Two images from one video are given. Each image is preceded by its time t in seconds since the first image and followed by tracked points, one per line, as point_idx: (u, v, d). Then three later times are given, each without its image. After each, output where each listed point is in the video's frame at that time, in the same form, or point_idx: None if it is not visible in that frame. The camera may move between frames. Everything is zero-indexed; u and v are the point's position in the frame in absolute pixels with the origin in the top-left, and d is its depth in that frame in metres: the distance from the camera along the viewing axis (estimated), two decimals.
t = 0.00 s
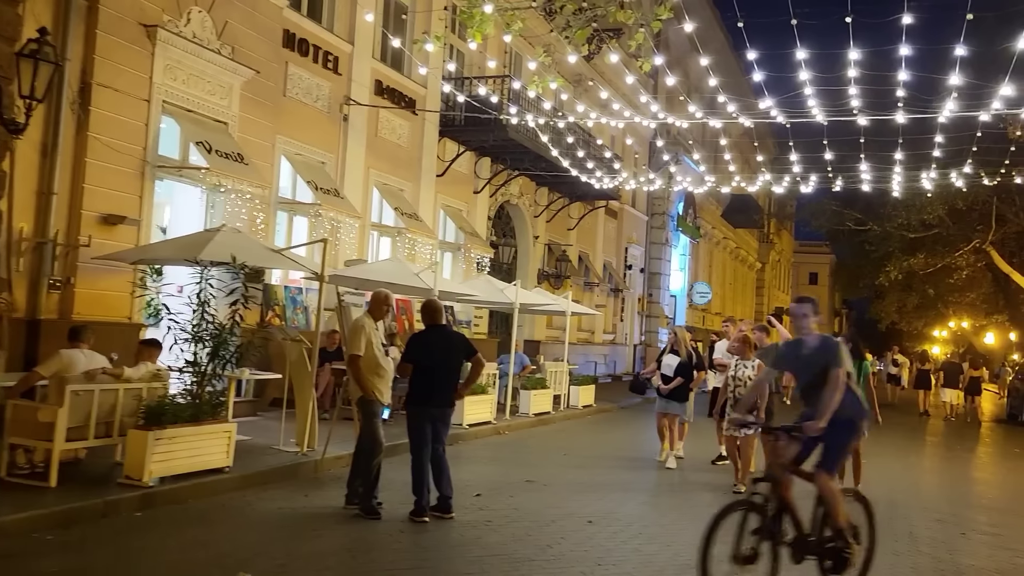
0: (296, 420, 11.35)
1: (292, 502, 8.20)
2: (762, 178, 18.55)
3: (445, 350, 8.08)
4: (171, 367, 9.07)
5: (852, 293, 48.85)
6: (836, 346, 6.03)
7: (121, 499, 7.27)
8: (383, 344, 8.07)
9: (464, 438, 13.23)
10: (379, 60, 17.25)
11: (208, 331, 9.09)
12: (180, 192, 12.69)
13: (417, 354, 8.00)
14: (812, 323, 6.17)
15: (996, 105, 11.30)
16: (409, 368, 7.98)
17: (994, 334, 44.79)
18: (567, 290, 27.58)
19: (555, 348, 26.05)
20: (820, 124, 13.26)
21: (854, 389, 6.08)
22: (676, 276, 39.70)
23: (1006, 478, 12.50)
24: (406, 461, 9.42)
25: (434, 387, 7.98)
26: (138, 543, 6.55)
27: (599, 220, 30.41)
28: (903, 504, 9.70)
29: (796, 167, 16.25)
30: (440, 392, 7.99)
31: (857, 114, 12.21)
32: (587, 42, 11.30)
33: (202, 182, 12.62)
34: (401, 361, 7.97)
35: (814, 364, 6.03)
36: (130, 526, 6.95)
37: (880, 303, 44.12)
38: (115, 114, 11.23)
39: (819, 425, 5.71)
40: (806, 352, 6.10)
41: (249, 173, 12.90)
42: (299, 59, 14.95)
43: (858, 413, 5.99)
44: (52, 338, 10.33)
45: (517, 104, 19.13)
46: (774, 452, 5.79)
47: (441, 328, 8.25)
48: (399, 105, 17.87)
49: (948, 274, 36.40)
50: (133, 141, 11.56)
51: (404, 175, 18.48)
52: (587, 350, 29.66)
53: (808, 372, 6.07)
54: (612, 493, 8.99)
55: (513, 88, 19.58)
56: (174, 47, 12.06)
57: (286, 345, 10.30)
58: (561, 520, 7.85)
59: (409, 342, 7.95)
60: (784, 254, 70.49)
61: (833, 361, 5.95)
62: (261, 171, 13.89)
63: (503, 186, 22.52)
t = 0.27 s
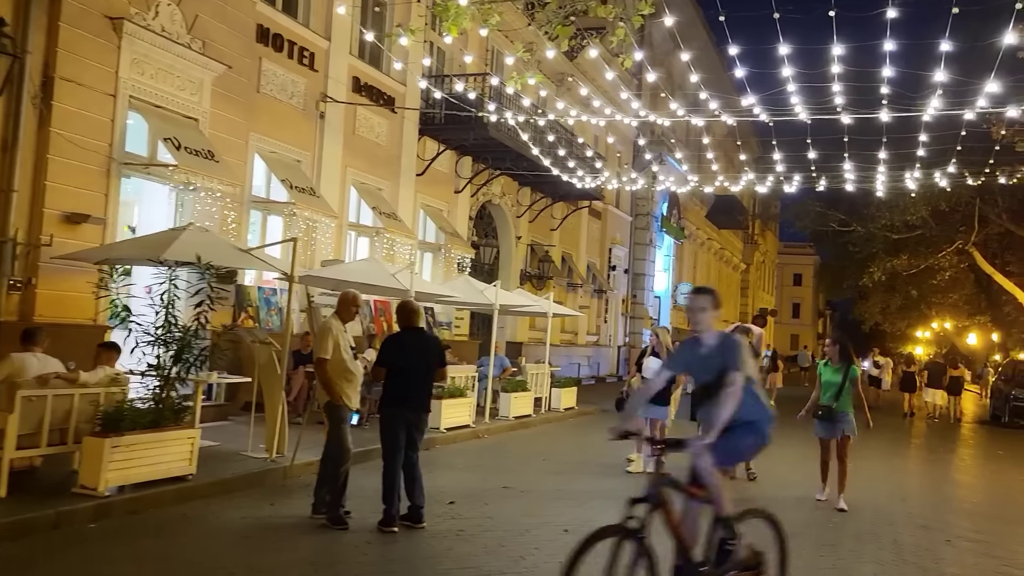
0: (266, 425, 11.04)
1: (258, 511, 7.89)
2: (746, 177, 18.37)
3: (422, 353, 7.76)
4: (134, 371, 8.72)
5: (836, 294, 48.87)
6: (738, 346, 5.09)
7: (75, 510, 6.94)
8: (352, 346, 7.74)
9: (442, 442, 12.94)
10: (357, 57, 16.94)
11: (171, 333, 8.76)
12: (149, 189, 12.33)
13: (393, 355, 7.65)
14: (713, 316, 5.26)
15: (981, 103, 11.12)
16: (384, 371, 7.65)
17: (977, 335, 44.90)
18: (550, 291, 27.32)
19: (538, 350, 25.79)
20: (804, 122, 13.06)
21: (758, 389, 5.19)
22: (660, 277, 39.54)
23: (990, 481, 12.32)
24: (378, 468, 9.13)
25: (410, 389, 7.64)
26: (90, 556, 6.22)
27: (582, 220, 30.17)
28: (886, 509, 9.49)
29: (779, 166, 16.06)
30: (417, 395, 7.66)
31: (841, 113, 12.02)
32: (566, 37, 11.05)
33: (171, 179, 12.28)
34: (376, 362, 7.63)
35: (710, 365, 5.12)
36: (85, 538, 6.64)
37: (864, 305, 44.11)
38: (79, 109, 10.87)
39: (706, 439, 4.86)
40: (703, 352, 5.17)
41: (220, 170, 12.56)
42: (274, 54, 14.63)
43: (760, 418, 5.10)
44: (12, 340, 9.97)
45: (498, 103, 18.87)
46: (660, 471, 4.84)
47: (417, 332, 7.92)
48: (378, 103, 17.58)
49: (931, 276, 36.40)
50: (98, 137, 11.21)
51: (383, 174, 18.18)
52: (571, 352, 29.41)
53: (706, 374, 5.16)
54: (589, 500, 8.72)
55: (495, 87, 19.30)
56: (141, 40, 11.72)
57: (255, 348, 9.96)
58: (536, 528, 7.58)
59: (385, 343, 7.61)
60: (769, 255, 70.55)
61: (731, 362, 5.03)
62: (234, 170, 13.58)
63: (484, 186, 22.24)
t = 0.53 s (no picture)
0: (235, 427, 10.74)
1: (220, 517, 7.61)
2: (727, 176, 18.18)
3: (395, 354, 7.28)
4: (92, 371, 8.42)
5: (818, 294, 48.97)
6: (598, 341, 4.62)
7: (25, 517, 6.64)
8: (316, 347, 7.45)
9: (417, 445, 12.67)
10: (332, 51, 16.64)
11: (131, 332, 8.46)
12: (115, 186, 11.98)
13: (365, 357, 7.16)
14: (572, 311, 4.75)
15: (962, 99, 10.98)
16: (357, 373, 7.18)
17: (958, 334, 45.12)
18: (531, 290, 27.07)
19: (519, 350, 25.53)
20: (784, 118, 12.89)
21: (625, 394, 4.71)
22: (643, 277, 39.39)
23: (971, 481, 12.20)
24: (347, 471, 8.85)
25: (382, 392, 7.17)
26: (37, 566, 5.94)
27: (564, 219, 29.95)
28: (867, 511, 9.32)
29: (760, 164, 15.91)
30: (389, 398, 7.20)
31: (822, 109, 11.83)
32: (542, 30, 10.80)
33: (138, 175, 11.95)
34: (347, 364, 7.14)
35: (570, 364, 4.62)
36: (34, 547, 6.34)
37: (847, 304, 44.19)
38: (40, 102, 10.53)
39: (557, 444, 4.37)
40: (561, 349, 4.69)
41: (188, 165, 12.25)
42: (246, 48, 14.32)
43: (622, 426, 4.63)
44: None
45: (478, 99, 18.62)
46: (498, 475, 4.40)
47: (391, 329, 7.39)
48: (354, 99, 17.28)
49: (913, 275, 36.48)
50: (61, 132, 10.87)
51: (360, 172, 17.89)
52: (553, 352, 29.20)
53: (564, 374, 4.66)
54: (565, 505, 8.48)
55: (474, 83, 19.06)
56: (106, 31, 11.39)
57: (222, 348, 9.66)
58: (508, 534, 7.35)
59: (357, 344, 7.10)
60: (752, 255, 70.60)
61: (593, 362, 4.54)
62: (203, 165, 13.30)
63: (464, 184, 21.97)
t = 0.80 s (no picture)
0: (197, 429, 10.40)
1: (174, 523, 7.31)
2: (704, 174, 18.03)
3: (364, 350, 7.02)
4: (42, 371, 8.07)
5: (797, 294, 49.10)
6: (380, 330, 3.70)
7: None
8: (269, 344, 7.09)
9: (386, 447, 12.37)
10: (302, 46, 16.33)
11: (82, 330, 8.14)
12: (74, 180, 11.60)
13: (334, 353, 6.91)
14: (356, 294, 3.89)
15: (938, 94, 10.84)
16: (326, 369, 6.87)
17: (935, 334, 45.39)
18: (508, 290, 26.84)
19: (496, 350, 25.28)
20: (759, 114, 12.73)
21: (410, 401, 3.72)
22: (621, 276, 39.29)
23: (947, 482, 12.07)
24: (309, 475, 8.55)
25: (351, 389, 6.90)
26: None
27: (541, 218, 29.74)
28: (842, 514, 9.13)
29: (736, 162, 15.76)
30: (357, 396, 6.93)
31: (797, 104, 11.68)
32: (513, 22, 10.55)
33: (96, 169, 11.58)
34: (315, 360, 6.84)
35: (344, 356, 3.74)
36: None
37: (825, 305, 44.31)
38: None
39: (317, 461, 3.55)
40: (345, 336, 3.81)
41: (150, 159, 11.89)
42: (211, 40, 13.97)
43: (417, 430, 3.70)
44: None
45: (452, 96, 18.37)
46: (252, 493, 3.79)
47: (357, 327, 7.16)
48: (325, 95, 16.98)
49: (890, 275, 36.60)
50: (15, 124, 10.50)
51: (331, 169, 17.57)
52: (530, 353, 28.97)
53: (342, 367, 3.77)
54: (531, 509, 8.22)
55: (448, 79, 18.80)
56: (63, 21, 11.03)
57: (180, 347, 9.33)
58: (472, 539, 7.10)
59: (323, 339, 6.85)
60: (731, 255, 70.79)
61: (373, 353, 3.65)
62: (167, 161, 12.98)
63: (439, 181, 21.69)
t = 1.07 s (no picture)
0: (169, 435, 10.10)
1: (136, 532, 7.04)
2: (691, 174, 17.82)
3: (337, 353, 6.48)
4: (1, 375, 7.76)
5: (786, 295, 49.08)
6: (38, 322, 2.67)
7: None
8: (236, 348, 6.81)
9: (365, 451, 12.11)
10: (283, 42, 16.07)
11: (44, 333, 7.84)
12: (45, 178, 11.27)
13: (308, 357, 6.34)
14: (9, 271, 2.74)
15: (927, 92, 10.66)
16: (298, 374, 6.32)
17: (923, 336, 45.43)
18: (495, 290, 26.59)
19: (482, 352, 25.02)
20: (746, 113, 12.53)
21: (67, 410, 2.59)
22: (610, 277, 39.11)
23: (935, 486, 11.88)
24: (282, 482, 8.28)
25: (325, 396, 6.36)
26: None
27: (529, 218, 29.51)
28: (828, 521, 8.92)
29: (723, 162, 15.57)
30: (328, 403, 6.40)
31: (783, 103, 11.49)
32: (493, 17, 10.32)
33: (67, 166, 11.27)
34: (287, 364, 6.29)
35: None
36: None
37: (814, 306, 44.27)
38: None
39: None
40: None
41: (123, 157, 11.60)
42: (189, 36, 13.69)
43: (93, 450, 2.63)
44: None
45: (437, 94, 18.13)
46: None
47: (331, 331, 6.60)
48: (307, 92, 16.72)
49: (879, 277, 36.55)
50: None
51: (313, 168, 17.30)
52: (518, 354, 28.75)
53: None
54: (510, 518, 7.97)
55: (433, 77, 18.56)
56: (32, 14, 10.73)
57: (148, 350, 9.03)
58: (446, 549, 6.85)
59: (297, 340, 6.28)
60: (720, 256, 70.76)
61: None
62: (141, 159, 12.70)
63: (424, 181, 21.43)
